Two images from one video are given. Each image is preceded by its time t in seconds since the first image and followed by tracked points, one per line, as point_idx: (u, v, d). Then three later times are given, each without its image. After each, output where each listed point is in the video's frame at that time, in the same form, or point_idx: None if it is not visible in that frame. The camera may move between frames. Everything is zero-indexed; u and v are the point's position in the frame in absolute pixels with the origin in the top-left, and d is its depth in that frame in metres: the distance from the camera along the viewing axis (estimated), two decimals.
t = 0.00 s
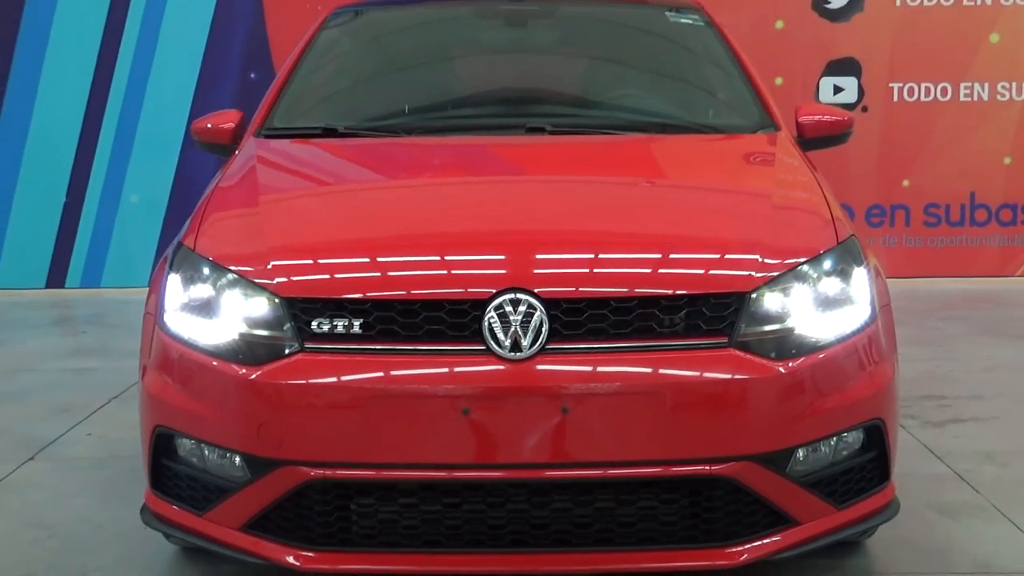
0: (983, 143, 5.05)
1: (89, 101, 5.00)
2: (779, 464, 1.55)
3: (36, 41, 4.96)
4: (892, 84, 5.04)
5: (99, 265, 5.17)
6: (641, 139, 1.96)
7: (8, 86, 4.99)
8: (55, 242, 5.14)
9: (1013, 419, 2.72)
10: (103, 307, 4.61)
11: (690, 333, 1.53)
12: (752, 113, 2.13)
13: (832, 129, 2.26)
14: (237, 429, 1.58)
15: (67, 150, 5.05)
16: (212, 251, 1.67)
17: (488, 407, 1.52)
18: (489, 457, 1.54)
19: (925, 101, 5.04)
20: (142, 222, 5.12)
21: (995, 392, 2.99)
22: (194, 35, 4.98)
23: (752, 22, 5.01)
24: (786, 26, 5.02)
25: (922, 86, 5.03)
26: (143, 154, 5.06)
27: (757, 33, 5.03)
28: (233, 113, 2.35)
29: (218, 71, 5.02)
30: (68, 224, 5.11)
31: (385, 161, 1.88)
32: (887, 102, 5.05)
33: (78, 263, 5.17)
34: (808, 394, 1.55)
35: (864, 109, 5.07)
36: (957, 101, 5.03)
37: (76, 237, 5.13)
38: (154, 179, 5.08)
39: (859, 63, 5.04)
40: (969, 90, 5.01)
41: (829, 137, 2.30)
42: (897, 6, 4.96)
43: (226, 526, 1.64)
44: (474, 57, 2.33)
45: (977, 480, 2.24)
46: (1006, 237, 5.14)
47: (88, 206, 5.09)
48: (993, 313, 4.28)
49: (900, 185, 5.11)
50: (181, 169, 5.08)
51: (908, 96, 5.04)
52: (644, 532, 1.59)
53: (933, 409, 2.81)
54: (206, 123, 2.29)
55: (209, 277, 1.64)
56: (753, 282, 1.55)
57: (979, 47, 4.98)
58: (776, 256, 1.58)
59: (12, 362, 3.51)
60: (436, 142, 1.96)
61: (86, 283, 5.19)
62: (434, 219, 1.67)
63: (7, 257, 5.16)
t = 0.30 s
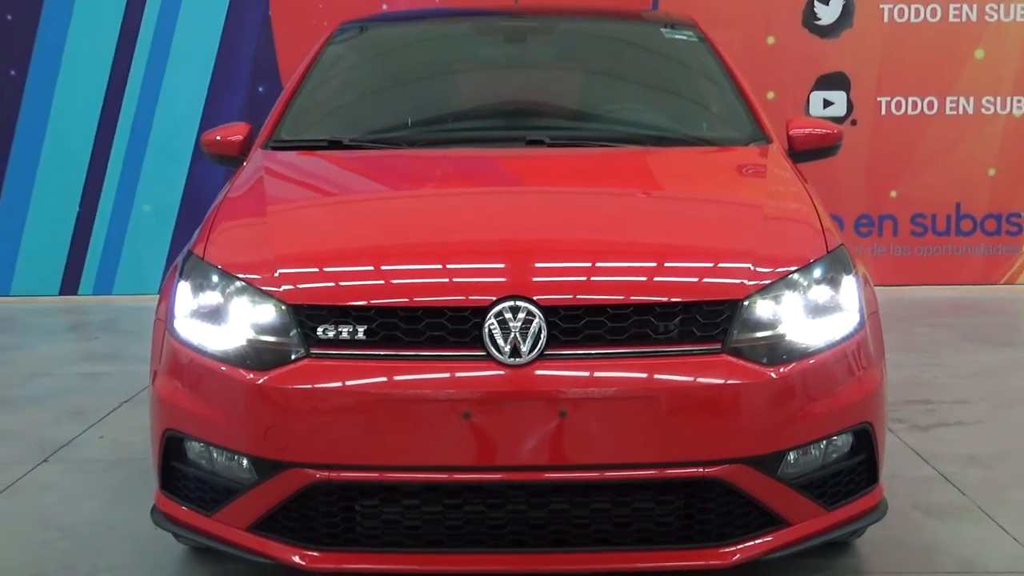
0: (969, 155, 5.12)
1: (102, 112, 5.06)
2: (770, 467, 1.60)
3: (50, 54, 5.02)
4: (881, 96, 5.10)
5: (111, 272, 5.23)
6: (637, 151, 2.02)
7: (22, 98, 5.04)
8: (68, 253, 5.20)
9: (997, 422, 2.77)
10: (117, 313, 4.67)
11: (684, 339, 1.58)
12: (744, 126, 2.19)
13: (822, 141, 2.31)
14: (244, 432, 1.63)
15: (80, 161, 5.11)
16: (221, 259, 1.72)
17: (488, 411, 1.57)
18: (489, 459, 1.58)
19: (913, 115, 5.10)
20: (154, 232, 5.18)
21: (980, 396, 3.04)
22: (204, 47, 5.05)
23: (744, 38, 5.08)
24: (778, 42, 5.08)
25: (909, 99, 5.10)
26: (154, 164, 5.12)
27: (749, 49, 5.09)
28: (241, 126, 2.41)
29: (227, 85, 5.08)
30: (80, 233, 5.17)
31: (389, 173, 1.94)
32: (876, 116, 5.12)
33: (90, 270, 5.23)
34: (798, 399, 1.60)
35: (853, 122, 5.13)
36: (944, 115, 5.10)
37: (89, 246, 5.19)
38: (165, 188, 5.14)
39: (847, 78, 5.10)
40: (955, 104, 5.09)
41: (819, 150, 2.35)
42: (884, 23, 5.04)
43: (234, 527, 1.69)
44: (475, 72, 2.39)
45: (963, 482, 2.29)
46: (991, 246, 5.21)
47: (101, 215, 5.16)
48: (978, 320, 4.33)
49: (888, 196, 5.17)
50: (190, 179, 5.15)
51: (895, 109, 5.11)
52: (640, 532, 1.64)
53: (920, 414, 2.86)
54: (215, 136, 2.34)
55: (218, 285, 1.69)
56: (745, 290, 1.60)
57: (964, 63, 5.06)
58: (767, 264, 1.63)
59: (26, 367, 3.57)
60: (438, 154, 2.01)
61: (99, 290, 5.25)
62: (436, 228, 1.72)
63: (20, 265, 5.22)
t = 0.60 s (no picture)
0: (956, 165, 5.18)
1: (114, 124, 5.13)
2: (763, 469, 1.65)
3: (64, 66, 5.09)
4: (870, 109, 5.16)
5: (122, 280, 5.28)
6: (633, 162, 2.07)
7: (36, 110, 5.12)
8: (80, 262, 5.26)
9: (984, 425, 2.81)
10: (128, 319, 4.72)
11: (680, 345, 1.63)
12: (738, 138, 2.24)
13: (814, 153, 2.36)
14: (251, 435, 1.67)
15: (92, 172, 5.17)
16: (229, 267, 1.77)
17: (489, 415, 1.61)
18: (490, 462, 1.63)
19: (901, 127, 5.17)
20: (165, 240, 5.24)
21: (967, 400, 3.08)
22: (213, 59, 5.10)
23: (738, 51, 5.14)
24: (770, 57, 5.14)
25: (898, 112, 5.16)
26: (164, 174, 5.18)
27: (743, 61, 5.15)
28: (249, 137, 2.46)
29: (235, 99, 5.14)
30: (92, 242, 5.24)
31: (393, 183, 1.99)
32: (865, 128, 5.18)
33: (102, 278, 5.29)
34: (790, 403, 1.64)
35: (843, 135, 5.19)
36: (932, 127, 5.16)
37: (100, 255, 5.25)
38: (176, 197, 5.20)
39: (837, 90, 5.16)
40: (942, 116, 5.15)
41: (810, 161, 2.40)
42: (873, 37, 5.11)
43: (241, 527, 1.74)
44: (477, 85, 2.45)
45: (950, 484, 2.33)
46: (977, 254, 5.28)
47: (113, 224, 5.22)
48: (965, 326, 4.38)
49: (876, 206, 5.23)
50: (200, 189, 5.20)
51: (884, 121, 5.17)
52: (636, 533, 1.68)
53: (908, 417, 2.90)
54: (224, 147, 2.39)
55: (226, 292, 1.74)
56: (739, 297, 1.64)
57: (951, 76, 5.11)
58: (760, 273, 1.68)
59: (42, 371, 3.62)
60: (441, 165, 2.07)
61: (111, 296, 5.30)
62: (439, 237, 1.76)
63: (33, 274, 5.28)
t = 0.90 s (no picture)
0: (943, 175, 5.23)
1: (123, 133, 5.19)
2: (757, 469, 1.69)
3: (79, 79, 5.15)
4: (859, 122, 5.22)
5: (135, 286, 5.35)
6: (630, 171, 2.13)
7: (51, 122, 5.18)
8: (93, 270, 5.33)
9: (972, 427, 2.85)
10: (141, 323, 4.78)
11: (676, 349, 1.67)
12: (733, 148, 2.30)
13: (806, 162, 2.41)
14: (260, 436, 1.72)
15: (105, 182, 5.23)
16: (239, 273, 1.82)
17: (490, 417, 1.66)
18: (491, 462, 1.67)
19: (890, 138, 5.22)
20: (176, 248, 5.30)
21: (955, 403, 3.13)
22: (219, 68, 5.17)
23: (732, 65, 5.20)
24: (763, 69, 5.20)
25: (887, 124, 5.22)
26: (176, 184, 5.24)
27: (739, 73, 5.20)
28: (258, 147, 2.52)
29: (244, 109, 5.20)
30: (106, 252, 5.30)
31: (398, 191, 2.05)
32: (854, 139, 5.24)
33: (115, 285, 5.35)
34: (783, 405, 1.69)
35: (834, 145, 5.25)
36: (919, 138, 5.22)
37: (114, 263, 5.32)
38: (187, 206, 5.26)
39: (827, 101, 5.22)
40: (931, 127, 5.21)
41: (803, 171, 2.45)
42: (863, 51, 5.17)
43: (250, 526, 1.79)
44: (479, 96, 2.50)
45: (939, 485, 2.38)
46: (964, 261, 5.32)
47: (126, 232, 5.29)
48: (951, 331, 4.42)
49: (866, 214, 5.29)
50: (211, 199, 5.26)
51: (874, 131, 5.23)
52: (633, 532, 1.73)
53: (898, 419, 2.95)
54: (234, 156, 2.45)
55: (235, 297, 1.80)
56: (734, 302, 1.69)
57: (937, 90, 5.18)
58: (754, 279, 1.73)
59: (59, 374, 3.67)
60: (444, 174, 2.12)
61: (124, 301, 5.37)
62: (442, 244, 1.82)
63: (47, 281, 5.35)
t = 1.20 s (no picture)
0: (932, 184, 5.29)
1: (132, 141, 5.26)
2: (751, 469, 1.74)
3: (89, 89, 5.21)
4: (852, 130, 5.28)
5: (147, 292, 5.42)
6: (627, 180, 2.18)
7: (66, 133, 5.25)
8: (107, 277, 5.39)
9: (959, 429, 2.90)
10: (153, 327, 4.84)
11: (672, 352, 1.73)
12: (728, 157, 2.35)
13: (799, 171, 2.46)
14: (268, 437, 1.77)
15: (119, 192, 5.30)
16: (248, 278, 1.88)
17: (493, 418, 1.71)
18: (493, 462, 1.72)
19: (880, 148, 5.28)
20: (187, 255, 5.37)
21: (943, 405, 3.17)
22: (226, 77, 5.23)
23: (726, 77, 5.26)
24: (757, 80, 5.25)
25: (878, 133, 5.27)
26: (188, 192, 5.31)
27: (734, 86, 5.26)
28: (267, 156, 2.58)
29: (254, 119, 5.27)
30: (119, 260, 5.37)
31: (402, 199, 2.10)
32: (846, 149, 5.29)
33: (128, 291, 5.42)
34: (777, 407, 1.74)
35: (825, 154, 5.31)
36: (909, 148, 5.27)
37: (127, 269, 5.39)
38: (198, 213, 5.33)
39: (819, 111, 5.27)
40: (920, 137, 5.26)
41: (796, 179, 2.51)
42: (854, 63, 5.22)
43: (259, 524, 1.84)
44: (481, 107, 2.56)
45: (929, 484, 2.42)
46: (953, 267, 5.38)
47: (139, 240, 5.36)
48: (941, 334, 4.47)
49: (858, 221, 5.34)
50: (221, 207, 5.33)
51: (865, 141, 5.28)
52: (631, 530, 1.78)
53: (888, 421, 3.00)
54: (244, 165, 2.50)
55: (245, 301, 1.85)
56: (729, 307, 1.74)
57: (927, 101, 5.23)
58: (749, 284, 1.79)
59: (72, 376, 3.73)
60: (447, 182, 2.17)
61: (138, 305, 5.44)
62: (446, 250, 1.87)
63: (62, 289, 5.41)
